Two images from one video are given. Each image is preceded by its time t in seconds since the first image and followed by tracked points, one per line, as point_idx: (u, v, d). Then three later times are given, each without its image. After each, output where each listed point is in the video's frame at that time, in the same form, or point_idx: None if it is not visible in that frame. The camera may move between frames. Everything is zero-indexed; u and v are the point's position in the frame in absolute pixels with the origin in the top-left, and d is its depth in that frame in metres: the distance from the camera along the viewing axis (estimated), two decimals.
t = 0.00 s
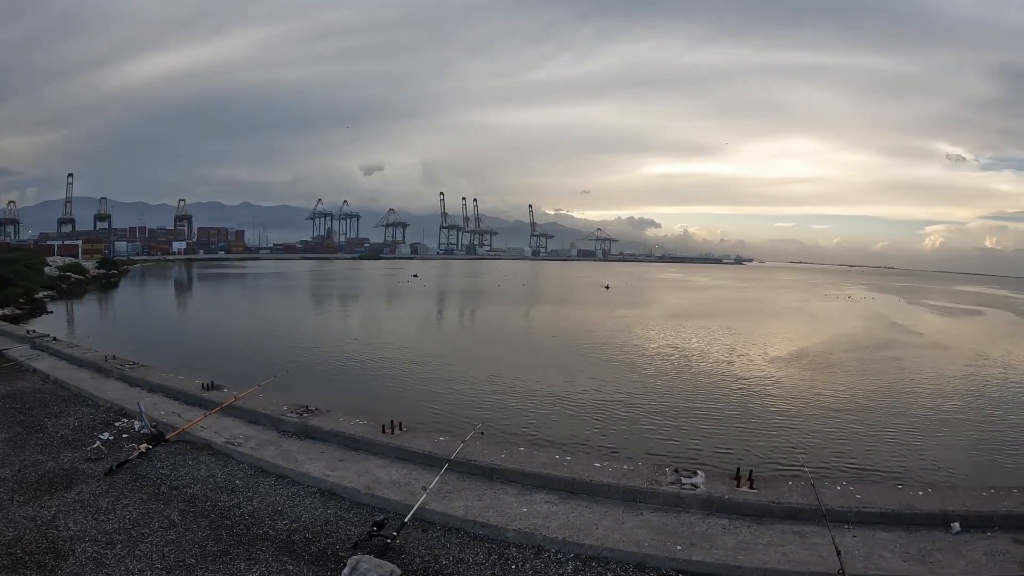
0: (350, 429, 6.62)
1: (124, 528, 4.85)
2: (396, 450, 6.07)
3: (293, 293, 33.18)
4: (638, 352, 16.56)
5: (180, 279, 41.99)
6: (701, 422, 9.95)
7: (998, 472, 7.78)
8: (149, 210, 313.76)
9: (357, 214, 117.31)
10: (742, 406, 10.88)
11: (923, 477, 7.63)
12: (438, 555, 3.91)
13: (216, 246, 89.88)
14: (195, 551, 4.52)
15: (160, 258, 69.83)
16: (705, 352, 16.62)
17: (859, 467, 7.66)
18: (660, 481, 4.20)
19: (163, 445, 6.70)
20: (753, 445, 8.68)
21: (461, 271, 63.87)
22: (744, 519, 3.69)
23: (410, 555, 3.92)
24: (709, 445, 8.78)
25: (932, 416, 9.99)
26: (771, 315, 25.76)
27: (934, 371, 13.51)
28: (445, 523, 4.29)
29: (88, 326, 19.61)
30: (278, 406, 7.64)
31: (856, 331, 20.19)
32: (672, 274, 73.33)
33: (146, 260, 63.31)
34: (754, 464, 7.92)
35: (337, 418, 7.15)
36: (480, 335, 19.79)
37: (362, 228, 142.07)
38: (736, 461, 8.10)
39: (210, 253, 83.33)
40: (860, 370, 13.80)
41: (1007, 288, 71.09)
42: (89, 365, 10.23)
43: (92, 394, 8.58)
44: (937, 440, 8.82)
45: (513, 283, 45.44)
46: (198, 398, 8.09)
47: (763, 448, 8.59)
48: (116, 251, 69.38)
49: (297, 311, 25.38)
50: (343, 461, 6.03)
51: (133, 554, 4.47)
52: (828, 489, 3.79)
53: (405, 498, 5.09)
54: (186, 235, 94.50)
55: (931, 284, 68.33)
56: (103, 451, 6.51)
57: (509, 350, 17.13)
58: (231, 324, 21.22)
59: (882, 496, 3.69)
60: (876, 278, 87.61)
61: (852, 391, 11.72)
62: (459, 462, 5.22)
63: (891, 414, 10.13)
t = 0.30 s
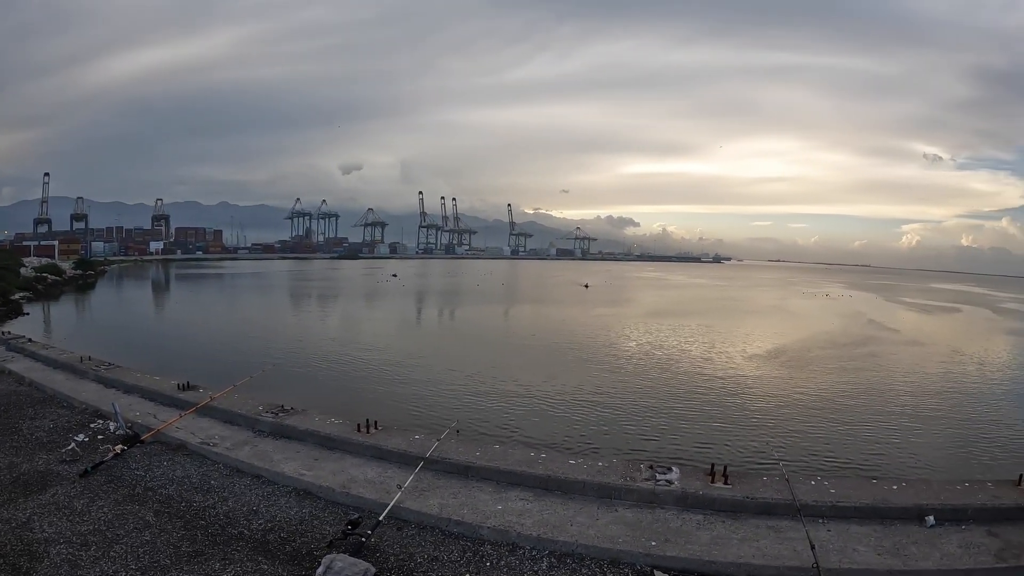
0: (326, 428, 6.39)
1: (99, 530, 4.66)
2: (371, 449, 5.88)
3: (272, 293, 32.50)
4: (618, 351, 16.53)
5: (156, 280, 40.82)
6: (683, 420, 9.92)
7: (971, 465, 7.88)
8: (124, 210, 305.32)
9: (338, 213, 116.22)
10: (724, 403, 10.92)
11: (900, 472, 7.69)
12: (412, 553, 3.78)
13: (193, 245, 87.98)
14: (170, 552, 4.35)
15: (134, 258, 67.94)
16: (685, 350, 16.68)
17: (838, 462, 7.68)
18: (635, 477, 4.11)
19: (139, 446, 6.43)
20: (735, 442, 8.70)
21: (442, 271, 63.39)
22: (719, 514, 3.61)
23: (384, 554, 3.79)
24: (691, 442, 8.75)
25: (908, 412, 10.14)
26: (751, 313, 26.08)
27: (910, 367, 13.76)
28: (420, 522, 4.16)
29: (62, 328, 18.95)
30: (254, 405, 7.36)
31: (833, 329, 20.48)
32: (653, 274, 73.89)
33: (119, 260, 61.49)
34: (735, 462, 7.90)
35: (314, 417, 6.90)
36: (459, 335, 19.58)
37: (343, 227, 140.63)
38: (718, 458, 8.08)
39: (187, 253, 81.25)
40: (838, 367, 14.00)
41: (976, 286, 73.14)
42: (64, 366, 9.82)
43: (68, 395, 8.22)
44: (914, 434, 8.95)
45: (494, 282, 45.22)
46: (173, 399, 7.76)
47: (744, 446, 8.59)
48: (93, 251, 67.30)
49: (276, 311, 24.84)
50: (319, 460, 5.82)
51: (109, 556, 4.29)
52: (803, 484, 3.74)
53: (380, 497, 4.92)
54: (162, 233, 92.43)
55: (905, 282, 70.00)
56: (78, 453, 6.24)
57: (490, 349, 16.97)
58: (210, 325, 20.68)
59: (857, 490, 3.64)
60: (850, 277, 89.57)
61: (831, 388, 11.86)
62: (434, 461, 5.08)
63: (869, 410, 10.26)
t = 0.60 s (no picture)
0: (300, 428, 6.16)
1: (74, 531, 4.44)
2: (346, 447, 5.67)
3: (252, 292, 31.75)
4: (600, 349, 16.47)
5: (134, 280, 39.60)
6: (664, 417, 9.87)
7: (947, 457, 7.95)
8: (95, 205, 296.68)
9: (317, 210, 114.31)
10: (702, 400, 10.97)
11: (878, 466, 7.71)
12: (386, 551, 3.63)
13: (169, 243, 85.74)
14: (144, 551, 4.15)
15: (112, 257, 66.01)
16: (666, 347, 16.69)
17: (818, 457, 7.68)
18: (608, 473, 4.00)
19: (114, 446, 6.14)
20: (716, 438, 8.71)
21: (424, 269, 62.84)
22: (693, 510, 3.52)
23: (357, 552, 3.63)
24: (673, 440, 8.69)
25: (885, 406, 10.27)
26: (730, 311, 26.38)
27: (887, 362, 13.99)
28: (393, 519, 4.01)
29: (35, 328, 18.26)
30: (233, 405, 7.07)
31: (812, 326, 20.76)
32: (635, 272, 74.26)
33: (91, 259, 59.57)
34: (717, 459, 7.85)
35: (292, 416, 6.65)
36: (441, 334, 19.33)
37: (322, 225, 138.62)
38: (700, 455, 8.02)
39: (165, 253, 79.34)
40: (816, 363, 14.18)
41: (948, 283, 75.05)
42: (39, 367, 9.37)
43: (44, 397, 7.82)
44: (889, 428, 9.06)
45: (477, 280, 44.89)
46: (149, 399, 7.43)
47: (726, 442, 8.55)
48: (70, 250, 65.20)
49: (256, 311, 24.26)
50: (292, 459, 5.60)
51: (82, 556, 4.10)
52: (776, 479, 3.68)
53: (354, 495, 4.74)
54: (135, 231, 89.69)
55: (881, 280, 71.64)
56: (54, 454, 5.94)
57: (471, 348, 16.74)
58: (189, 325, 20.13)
59: (831, 485, 3.59)
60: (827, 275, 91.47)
61: (809, 384, 11.99)
62: (407, 459, 4.91)
63: (846, 405, 10.37)
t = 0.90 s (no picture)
0: (272, 427, 5.90)
1: (44, 533, 4.18)
2: (318, 446, 5.44)
3: (230, 292, 30.95)
4: (580, 347, 16.39)
5: (111, 280, 38.39)
6: (644, 415, 9.81)
7: (922, 450, 8.02)
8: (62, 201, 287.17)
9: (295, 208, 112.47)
10: (682, 396, 10.98)
11: (857, 461, 7.73)
12: (357, 550, 3.47)
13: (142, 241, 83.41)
14: (115, 553, 3.94)
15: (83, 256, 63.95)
16: (647, 345, 16.70)
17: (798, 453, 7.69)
18: (580, 471, 3.88)
19: (87, 449, 5.81)
20: (696, 435, 8.69)
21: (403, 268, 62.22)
22: (665, 506, 3.43)
23: (326, 552, 3.47)
24: (653, 438, 8.62)
25: (861, 401, 10.39)
26: (709, 308, 26.65)
27: (863, 357, 14.21)
28: (365, 519, 3.84)
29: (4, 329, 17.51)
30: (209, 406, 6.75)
31: (789, 322, 21.04)
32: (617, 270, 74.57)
33: (68, 260, 57.49)
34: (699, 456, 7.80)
35: (266, 416, 6.37)
36: (420, 333, 19.06)
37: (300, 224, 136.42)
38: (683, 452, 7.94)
39: (140, 252, 77.11)
40: (794, 359, 14.33)
41: (920, 279, 77.01)
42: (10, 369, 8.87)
43: (14, 399, 7.37)
44: (865, 422, 9.15)
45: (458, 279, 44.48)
46: (122, 399, 7.07)
47: (706, 440, 8.52)
48: (47, 250, 63.10)
49: (234, 310, 23.64)
50: (263, 459, 5.37)
51: (54, 559, 3.85)
52: (749, 475, 3.60)
53: (325, 494, 4.55)
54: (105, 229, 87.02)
55: (855, 278, 73.16)
56: (24, 456, 5.61)
57: (450, 347, 16.51)
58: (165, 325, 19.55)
59: (804, 481, 3.52)
60: (803, 273, 93.27)
61: (787, 380, 12.10)
62: (380, 457, 4.73)
63: (823, 401, 10.47)
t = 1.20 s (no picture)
0: (237, 428, 5.60)
1: (4, 540, 3.94)
2: (285, 446, 5.17)
3: (200, 293, 30.03)
4: (556, 345, 16.30)
5: (77, 282, 36.94)
6: (619, 413, 9.75)
7: (891, 443, 8.11)
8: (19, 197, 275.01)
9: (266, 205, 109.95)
10: (656, 393, 10.98)
11: (828, 455, 7.77)
12: (323, 552, 3.29)
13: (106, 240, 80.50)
14: (78, 558, 3.70)
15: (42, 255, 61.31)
16: (623, 343, 16.72)
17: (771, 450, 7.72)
18: (547, 469, 3.76)
19: (51, 453, 5.45)
20: (671, 433, 8.69)
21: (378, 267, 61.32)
22: (633, 503, 3.33)
23: (292, 554, 3.29)
24: (629, 437, 8.55)
25: (829, 396, 10.56)
26: (681, 305, 26.95)
27: (832, 353, 14.47)
28: (331, 519, 3.65)
29: None
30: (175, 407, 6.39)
31: (761, 319, 21.38)
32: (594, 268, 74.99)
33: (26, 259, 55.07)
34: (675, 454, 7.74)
35: (234, 417, 6.07)
36: (394, 332, 18.73)
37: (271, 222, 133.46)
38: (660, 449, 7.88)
39: (110, 249, 74.21)
40: (765, 355, 14.52)
41: (885, 276, 79.49)
42: None
43: None
44: (835, 418, 9.28)
45: (434, 278, 44.02)
46: (89, 402, 6.67)
47: (681, 437, 8.49)
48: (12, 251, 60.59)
49: (203, 311, 22.91)
50: (229, 460, 5.08)
51: (15, 566, 3.62)
52: (717, 471, 3.53)
53: (292, 495, 4.31)
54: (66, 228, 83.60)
55: (823, 276, 75.20)
56: None
57: (425, 346, 16.23)
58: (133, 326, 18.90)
59: (773, 476, 3.46)
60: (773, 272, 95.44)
61: (759, 376, 12.24)
62: (346, 458, 4.53)
63: (793, 397, 10.60)
